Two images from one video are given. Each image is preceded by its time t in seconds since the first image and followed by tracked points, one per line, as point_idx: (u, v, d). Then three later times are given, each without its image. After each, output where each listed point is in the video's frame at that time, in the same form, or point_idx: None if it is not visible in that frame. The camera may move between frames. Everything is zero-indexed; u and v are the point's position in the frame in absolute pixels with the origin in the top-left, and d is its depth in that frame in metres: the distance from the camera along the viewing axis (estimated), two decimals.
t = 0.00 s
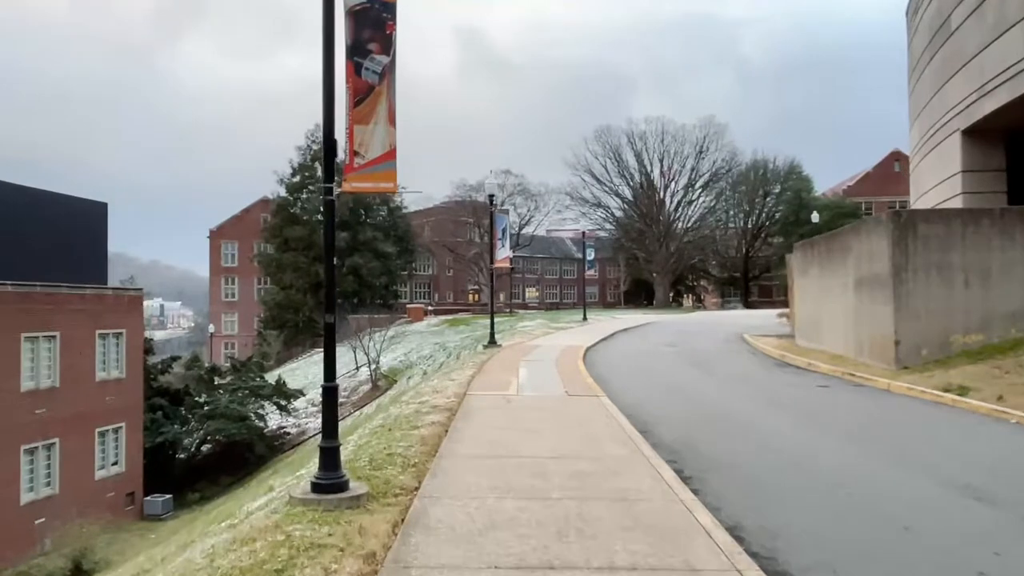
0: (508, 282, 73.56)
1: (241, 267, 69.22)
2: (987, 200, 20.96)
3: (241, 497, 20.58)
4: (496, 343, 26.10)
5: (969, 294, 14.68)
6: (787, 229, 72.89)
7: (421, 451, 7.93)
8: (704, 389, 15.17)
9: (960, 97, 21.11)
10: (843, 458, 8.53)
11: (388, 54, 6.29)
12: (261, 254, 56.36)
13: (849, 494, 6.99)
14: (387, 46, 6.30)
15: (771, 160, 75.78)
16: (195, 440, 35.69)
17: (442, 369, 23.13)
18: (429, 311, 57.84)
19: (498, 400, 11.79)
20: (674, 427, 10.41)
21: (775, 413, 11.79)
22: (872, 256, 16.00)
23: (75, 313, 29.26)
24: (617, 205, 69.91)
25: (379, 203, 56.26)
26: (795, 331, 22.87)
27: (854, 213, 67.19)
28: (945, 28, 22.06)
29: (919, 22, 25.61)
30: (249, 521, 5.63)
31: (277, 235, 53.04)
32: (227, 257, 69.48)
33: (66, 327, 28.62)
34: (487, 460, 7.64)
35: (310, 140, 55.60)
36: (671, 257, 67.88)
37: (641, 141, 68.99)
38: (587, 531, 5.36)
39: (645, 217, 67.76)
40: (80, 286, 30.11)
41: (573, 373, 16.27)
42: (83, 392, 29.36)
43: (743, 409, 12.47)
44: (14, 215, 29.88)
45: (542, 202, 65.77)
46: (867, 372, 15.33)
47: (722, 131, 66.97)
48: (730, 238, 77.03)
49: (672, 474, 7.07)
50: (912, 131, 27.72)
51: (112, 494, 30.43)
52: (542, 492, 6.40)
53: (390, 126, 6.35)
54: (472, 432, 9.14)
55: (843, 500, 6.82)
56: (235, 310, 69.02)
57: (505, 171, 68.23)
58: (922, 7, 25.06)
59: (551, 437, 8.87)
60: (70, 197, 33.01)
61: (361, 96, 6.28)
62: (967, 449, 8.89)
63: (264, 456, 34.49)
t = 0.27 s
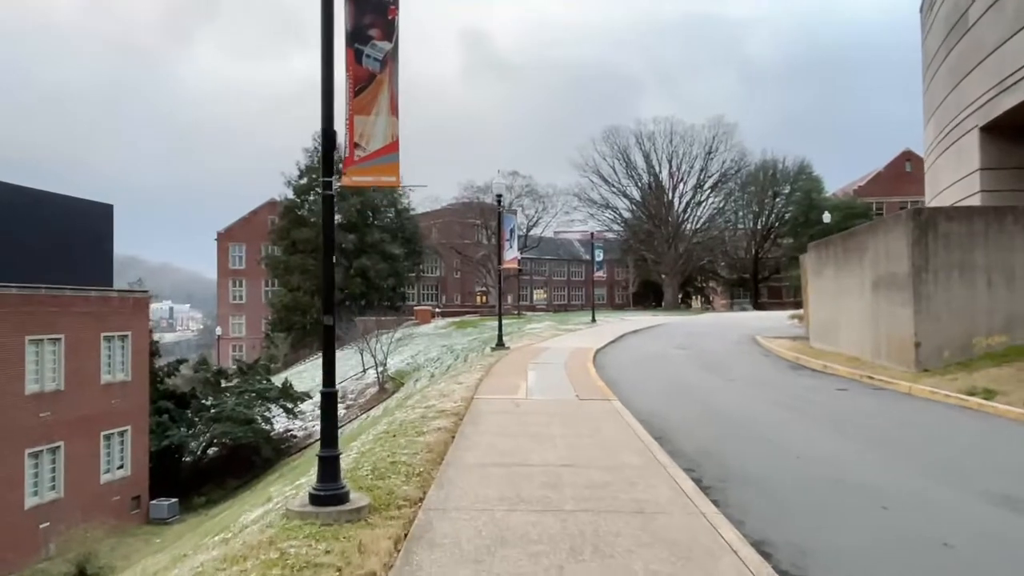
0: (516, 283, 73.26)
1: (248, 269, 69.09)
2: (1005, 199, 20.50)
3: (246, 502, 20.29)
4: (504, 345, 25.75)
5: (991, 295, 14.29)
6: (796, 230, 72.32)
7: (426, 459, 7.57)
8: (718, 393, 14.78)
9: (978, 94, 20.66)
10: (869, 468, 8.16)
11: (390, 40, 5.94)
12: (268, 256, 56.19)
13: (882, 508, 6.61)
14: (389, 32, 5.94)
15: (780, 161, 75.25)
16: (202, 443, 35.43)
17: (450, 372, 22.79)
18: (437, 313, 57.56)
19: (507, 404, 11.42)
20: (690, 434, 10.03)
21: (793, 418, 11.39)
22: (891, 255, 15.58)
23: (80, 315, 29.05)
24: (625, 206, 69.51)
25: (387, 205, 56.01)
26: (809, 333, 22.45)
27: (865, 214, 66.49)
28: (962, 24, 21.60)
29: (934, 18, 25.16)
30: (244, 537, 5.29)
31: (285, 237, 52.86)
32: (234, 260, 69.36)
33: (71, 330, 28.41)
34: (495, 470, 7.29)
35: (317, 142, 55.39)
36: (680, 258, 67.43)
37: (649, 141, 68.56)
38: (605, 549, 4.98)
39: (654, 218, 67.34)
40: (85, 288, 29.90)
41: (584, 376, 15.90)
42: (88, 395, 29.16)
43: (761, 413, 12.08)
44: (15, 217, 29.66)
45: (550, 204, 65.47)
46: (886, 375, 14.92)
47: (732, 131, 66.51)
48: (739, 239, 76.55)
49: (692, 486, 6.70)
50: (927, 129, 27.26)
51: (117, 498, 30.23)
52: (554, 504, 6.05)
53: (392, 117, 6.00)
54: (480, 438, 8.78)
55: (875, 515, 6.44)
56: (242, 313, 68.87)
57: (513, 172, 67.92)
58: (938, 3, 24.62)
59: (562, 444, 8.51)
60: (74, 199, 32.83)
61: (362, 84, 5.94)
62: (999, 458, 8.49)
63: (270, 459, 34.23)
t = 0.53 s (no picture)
0: (524, 282, 72.90)
1: (256, 269, 68.91)
2: None
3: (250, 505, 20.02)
4: (512, 346, 25.40)
5: (1011, 293, 13.95)
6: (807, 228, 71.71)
7: (429, 467, 7.23)
8: (732, 395, 14.38)
9: (996, 89, 20.20)
10: (893, 475, 7.79)
11: (388, 26, 5.63)
12: (276, 255, 56.02)
13: (910, 520, 6.24)
14: (388, 17, 5.62)
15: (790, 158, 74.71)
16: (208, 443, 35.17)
17: (457, 372, 22.43)
18: (445, 313, 57.27)
19: (514, 408, 11.07)
20: (705, 438, 9.66)
21: (811, 422, 11.00)
22: (908, 254, 15.20)
23: (85, 315, 28.84)
24: (634, 204, 69.06)
25: (394, 204, 55.73)
26: (823, 333, 22.01)
27: (877, 212, 65.80)
28: (979, 18, 21.15)
29: (949, 11, 24.69)
30: (232, 556, 4.98)
31: (292, 236, 52.66)
32: (242, 259, 69.23)
33: (75, 330, 28.19)
34: (501, 479, 6.94)
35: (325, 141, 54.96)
36: (689, 257, 66.96)
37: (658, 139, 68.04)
38: (618, 569, 4.63)
39: (663, 217, 66.88)
40: (90, 288, 29.71)
41: (593, 377, 15.52)
42: (93, 396, 28.95)
43: (776, 416, 11.70)
44: (16, 216, 29.43)
45: (558, 203, 65.14)
46: (904, 377, 14.50)
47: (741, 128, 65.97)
48: (749, 237, 76.04)
49: (708, 497, 6.34)
50: (942, 125, 26.81)
51: (122, 499, 30.01)
52: (564, 518, 5.69)
53: (391, 107, 5.66)
54: (486, 444, 8.44)
55: (904, 528, 6.07)
56: (250, 312, 68.71)
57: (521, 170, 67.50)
58: None
59: (571, 450, 8.15)
60: (79, 198, 32.61)
61: (359, 73, 5.61)
62: None
63: (277, 460, 33.99)
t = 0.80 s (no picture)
0: (530, 284, 72.50)
1: (262, 270, 68.73)
2: None
3: (254, 510, 19.74)
4: (520, 347, 25.06)
5: None
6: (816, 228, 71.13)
7: (431, 477, 6.90)
8: (744, 398, 14.02)
9: (1013, 85, 19.76)
10: (919, 486, 7.46)
11: (386, 9, 5.31)
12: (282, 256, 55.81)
13: (943, 536, 5.92)
14: None
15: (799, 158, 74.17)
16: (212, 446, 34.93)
17: (463, 375, 22.09)
18: (451, 314, 56.95)
19: (521, 412, 10.74)
20: (720, 446, 9.29)
21: (829, 428, 10.62)
22: (926, 254, 14.81)
23: (88, 316, 28.65)
24: (641, 205, 68.63)
25: (400, 204, 55.44)
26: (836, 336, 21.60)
27: (887, 212, 65.20)
28: (995, 13, 20.73)
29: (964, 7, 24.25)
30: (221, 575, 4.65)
31: (298, 237, 52.43)
32: (248, 260, 69.06)
33: (78, 331, 27.98)
34: (509, 489, 6.61)
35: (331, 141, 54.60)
36: (697, 258, 66.46)
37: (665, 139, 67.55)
38: None
39: (670, 217, 66.41)
40: (94, 289, 29.49)
41: (602, 380, 15.17)
42: (97, 397, 28.74)
43: (792, 422, 11.32)
44: (19, 216, 29.18)
45: (564, 203, 64.77)
46: (923, 380, 14.10)
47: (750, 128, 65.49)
48: (757, 238, 75.57)
49: (728, 510, 5.98)
50: (956, 122, 26.36)
51: (126, 501, 29.79)
52: (574, 533, 5.35)
53: (390, 96, 5.33)
54: (492, 451, 8.10)
55: (938, 545, 5.70)
56: (257, 313, 68.52)
57: (528, 170, 67.10)
58: None
59: (581, 458, 7.80)
60: (81, 198, 32.31)
61: (356, 60, 5.29)
62: None
63: (282, 462, 33.74)
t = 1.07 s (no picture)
0: (536, 282, 72.13)
1: (268, 268, 68.50)
2: None
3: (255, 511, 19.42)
4: (526, 347, 24.68)
5: None
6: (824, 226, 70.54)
7: (432, 488, 6.51)
8: (757, 399, 13.60)
9: None
10: (948, 495, 7.05)
11: None
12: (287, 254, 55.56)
13: (979, 552, 5.52)
14: None
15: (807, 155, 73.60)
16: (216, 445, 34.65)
17: (468, 374, 21.71)
18: (457, 312, 56.61)
19: (527, 416, 10.33)
20: (734, 450, 8.86)
21: (847, 430, 10.18)
22: (945, 252, 14.37)
23: (91, 315, 28.38)
24: (648, 202, 68.17)
25: (406, 202, 55.10)
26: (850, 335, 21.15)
27: (896, 210, 64.60)
28: (1011, 5, 20.24)
29: None
30: None
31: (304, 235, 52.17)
32: (254, 258, 68.84)
33: (79, 330, 27.70)
34: (514, 500, 6.23)
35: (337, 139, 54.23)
36: (704, 256, 65.97)
37: (672, 136, 67.04)
38: None
39: (677, 215, 65.93)
40: (95, 288, 29.20)
41: (611, 381, 14.76)
42: (99, 397, 28.47)
43: (809, 423, 10.88)
44: (19, 213, 28.90)
45: (571, 201, 64.36)
46: (941, 382, 13.65)
47: (757, 125, 64.97)
48: (765, 236, 75.08)
49: (747, 525, 5.57)
50: (970, 118, 25.88)
51: (129, 501, 29.53)
52: (583, 550, 4.97)
53: (386, 80, 4.97)
54: (496, 459, 7.73)
55: (976, 565, 5.27)
56: (262, 312, 68.30)
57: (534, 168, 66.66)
58: None
59: (592, 467, 7.42)
60: (81, 196, 32.00)
61: (349, 42, 4.93)
62: None
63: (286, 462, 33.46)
